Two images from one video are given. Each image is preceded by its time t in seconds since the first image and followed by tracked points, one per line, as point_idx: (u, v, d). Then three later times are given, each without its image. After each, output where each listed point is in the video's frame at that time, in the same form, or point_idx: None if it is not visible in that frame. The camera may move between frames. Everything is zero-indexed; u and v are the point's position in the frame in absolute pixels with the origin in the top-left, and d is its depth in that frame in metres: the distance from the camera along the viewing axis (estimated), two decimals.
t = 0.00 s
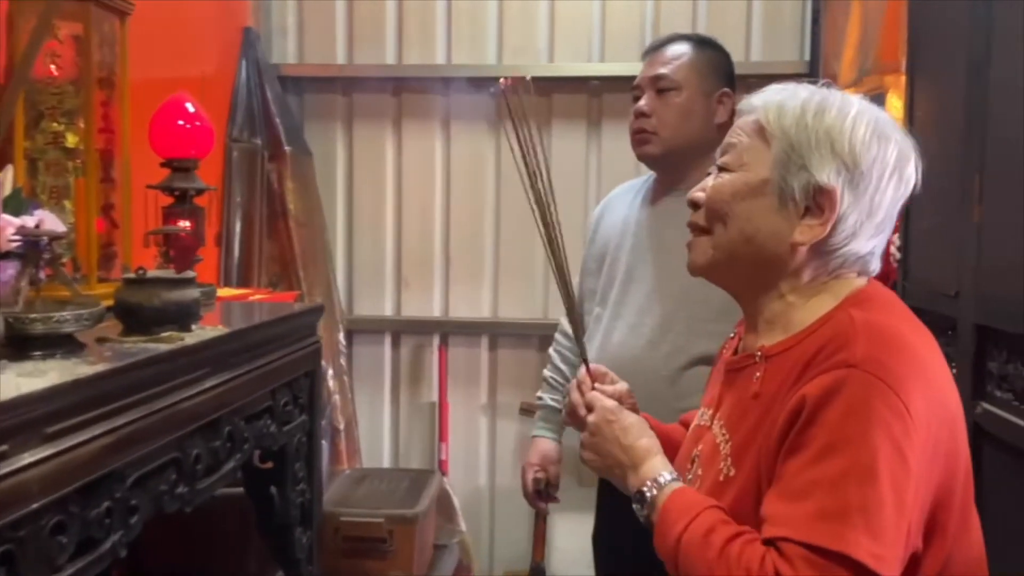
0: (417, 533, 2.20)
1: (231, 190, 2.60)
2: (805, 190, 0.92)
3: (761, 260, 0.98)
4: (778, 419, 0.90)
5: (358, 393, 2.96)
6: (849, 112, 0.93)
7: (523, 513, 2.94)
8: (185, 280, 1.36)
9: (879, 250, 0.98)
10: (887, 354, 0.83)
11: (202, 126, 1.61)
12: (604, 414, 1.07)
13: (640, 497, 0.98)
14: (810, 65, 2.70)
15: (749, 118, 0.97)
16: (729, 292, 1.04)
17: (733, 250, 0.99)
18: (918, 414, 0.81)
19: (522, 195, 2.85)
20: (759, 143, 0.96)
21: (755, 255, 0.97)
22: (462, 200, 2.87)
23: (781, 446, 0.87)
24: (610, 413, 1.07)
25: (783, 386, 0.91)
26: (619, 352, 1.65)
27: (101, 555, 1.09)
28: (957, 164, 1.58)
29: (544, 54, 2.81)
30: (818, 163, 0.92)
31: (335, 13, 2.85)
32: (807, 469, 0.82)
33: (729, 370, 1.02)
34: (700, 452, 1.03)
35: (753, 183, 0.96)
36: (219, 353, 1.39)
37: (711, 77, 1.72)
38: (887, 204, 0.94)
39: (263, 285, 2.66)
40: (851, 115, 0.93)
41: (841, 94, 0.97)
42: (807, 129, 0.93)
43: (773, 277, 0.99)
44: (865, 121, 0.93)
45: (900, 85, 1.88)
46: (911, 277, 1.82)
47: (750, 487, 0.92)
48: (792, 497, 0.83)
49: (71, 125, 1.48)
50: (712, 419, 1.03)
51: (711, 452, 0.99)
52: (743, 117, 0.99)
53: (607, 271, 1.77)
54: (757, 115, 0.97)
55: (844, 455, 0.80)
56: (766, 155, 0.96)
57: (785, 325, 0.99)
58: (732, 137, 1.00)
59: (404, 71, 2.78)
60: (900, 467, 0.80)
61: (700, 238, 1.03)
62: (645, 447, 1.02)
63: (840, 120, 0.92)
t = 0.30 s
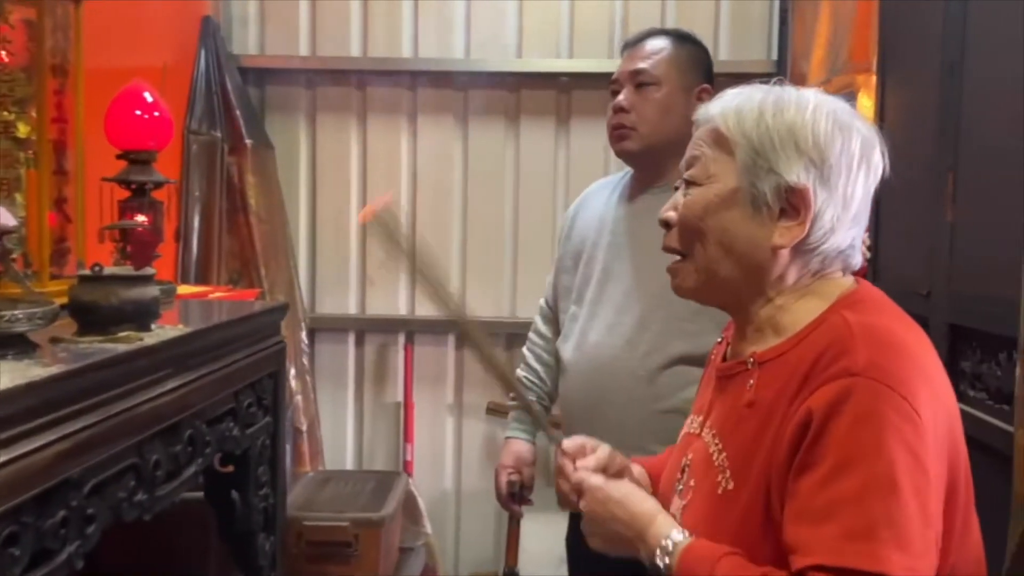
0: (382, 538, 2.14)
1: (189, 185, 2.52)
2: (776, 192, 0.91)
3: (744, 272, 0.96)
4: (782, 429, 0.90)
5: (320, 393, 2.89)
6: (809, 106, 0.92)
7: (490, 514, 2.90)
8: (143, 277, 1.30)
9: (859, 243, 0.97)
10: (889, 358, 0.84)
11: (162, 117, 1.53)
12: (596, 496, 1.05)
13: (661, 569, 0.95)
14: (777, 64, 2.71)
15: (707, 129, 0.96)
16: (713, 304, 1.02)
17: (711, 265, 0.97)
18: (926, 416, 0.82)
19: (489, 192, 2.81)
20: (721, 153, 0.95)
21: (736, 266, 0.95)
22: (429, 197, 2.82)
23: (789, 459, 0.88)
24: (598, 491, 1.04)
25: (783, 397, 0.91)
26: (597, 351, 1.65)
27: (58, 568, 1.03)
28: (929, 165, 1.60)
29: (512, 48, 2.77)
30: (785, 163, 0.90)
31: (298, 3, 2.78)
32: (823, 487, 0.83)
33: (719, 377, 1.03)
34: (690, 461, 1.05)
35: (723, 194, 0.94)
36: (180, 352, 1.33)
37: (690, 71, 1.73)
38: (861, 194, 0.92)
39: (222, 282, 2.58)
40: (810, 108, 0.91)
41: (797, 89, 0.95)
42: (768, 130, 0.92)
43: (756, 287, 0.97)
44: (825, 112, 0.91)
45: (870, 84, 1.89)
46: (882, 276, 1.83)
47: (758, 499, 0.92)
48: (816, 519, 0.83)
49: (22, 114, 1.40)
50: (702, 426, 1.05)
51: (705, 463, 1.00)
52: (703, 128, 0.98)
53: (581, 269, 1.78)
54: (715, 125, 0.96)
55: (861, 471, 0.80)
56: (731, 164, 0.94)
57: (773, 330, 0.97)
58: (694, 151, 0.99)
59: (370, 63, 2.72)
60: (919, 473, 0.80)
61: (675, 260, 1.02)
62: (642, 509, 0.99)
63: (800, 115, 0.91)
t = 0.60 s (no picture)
0: (347, 539, 2.10)
1: (148, 176, 2.46)
2: (758, 184, 0.90)
3: (726, 267, 0.95)
4: (772, 427, 0.89)
5: (283, 392, 2.83)
6: (789, 98, 0.91)
7: (457, 513, 2.87)
8: (98, 271, 1.25)
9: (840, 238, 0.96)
10: (880, 352, 0.84)
11: (119, 106, 1.47)
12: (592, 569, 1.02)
13: None
14: (746, 63, 2.72)
15: (685, 123, 0.96)
16: (694, 300, 1.01)
17: (694, 261, 0.96)
18: (919, 410, 0.83)
19: (457, 188, 2.78)
20: (700, 147, 0.94)
21: (719, 262, 0.94)
22: (396, 194, 2.78)
23: (785, 459, 0.87)
24: (593, 565, 1.02)
25: (772, 395, 0.90)
26: (569, 347, 1.65)
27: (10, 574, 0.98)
28: (902, 162, 1.66)
29: (481, 43, 2.74)
30: (766, 155, 0.90)
31: None
32: (827, 487, 0.82)
33: (700, 375, 1.02)
34: (671, 460, 1.04)
35: (704, 188, 0.93)
36: (139, 350, 1.28)
37: (664, 65, 1.74)
38: (842, 186, 0.92)
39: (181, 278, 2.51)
40: (790, 100, 0.91)
41: (774, 82, 0.95)
42: (747, 122, 0.91)
43: (738, 282, 0.96)
44: (805, 104, 0.91)
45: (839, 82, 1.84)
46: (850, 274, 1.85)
47: (749, 499, 0.91)
48: (824, 521, 0.81)
49: None
50: (683, 424, 1.04)
51: (688, 462, 0.99)
52: (683, 123, 0.97)
53: (553, 265, 1.77)
54: (693, 119, 0.95)
55: (864, 468, 0.80)
56: (711, 157, 0.93)
57: (757, 326, 0.96)
58: (673, 145, 0.98)
59: (335, 56, 2.67)
60: (919, 468, 0.80)
61: (656, 257, 1.00)
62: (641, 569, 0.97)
63: (780, 107, 0.90)
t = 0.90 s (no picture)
0: (312, 541, 2.05)
1: (107, 169, 2.39)
2: (742, 176, 0.89)
3: (706, 259, 0.94)
4: (745, 418, 0.88)
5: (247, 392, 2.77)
6: (774, 90, 0.90)
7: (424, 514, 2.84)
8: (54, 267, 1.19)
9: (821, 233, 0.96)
10: (858, 347, 0.84)
11: (77, 97, 1.41)
12: (540, 468, 1.02)
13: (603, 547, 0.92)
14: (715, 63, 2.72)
15: (672, 113, 0.94)
16: (674, 292, 1.00)
17: (675, 251, 0.95)
18: (891, 408, 0.82)
19: (427, 184, 2.74)
20: (685, 137, 0.93)
21: (701, 253, 0.94)
22: (364, 191, 2.73)
23: (752, 448, 0.86)
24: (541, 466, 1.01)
25: (749, 387, 0.89)
26: (541, 346, 1.63)
27: None
28: (872, 162, 1.68)
29: (451, 38, 2.71)
30: (751, 147, 0.89)
31: None
32: (786, 474, 0.81)
33: (678, 368, 1.01)
34: (648, 454, 1.01)
35: (688, 178, 0.92)
36: (95, 348, 1.23)
37: (637, 60, 1.73)
38: (825, 182, 0.92)
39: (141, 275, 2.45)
40: (776, 92, 0.90)
41: (761, 74, 0.94)
42: (734, 113, 0.90)
43: (720, 275, 0.95)
44: (791, 97, 0.90)
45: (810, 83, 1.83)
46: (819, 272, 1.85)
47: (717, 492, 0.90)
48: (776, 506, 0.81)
49: None
50: (660, 419, 1.03)
51: (662, 455, 0.98)
52: (667, 113, 0.96)
53: (525, 262, 1.75)
54: (679, 108, 0.94)
55: (826, 457, 0.80)
56: (695, 147, 0.92)
57: (737, 321, 0.95)
58: (657, 134, 0.97)
59: (302, 49, 2.62)
60: (883, 464, 0.80)
61: (637, 247, 0.99)
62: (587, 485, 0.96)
63: (766, 99, 0.90)
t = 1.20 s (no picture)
0: (280, 545, 2.01)
1: (68, 164, 2.33)
2: (714, 175, 0.88)
3: (678, 257, 0.93)
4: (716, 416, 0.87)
5: (213, 393, 2.72)
6: (747, 89, 0.89)
7: (395, 516, 2.80)
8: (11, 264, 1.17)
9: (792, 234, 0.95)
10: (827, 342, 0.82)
11: (35, 89, 1.39)
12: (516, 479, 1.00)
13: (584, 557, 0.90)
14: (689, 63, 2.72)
15: (644, 110, 0.93)
16: (646, 291, 0.98)
17: (647, 250, 0.93)
18: (862, 404, 0.81)
19: (398, 182, 2.71)
20: (657, 134, 0.92)
21: (673, 252, 0.92)
22: (334, 188, 2.69)
23: (722, 446, 0.85)
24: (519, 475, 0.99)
25: (719, 384, 0.88)
26: (513, 346, 1.61)
27: None
28: (844, 162, 1.68)
29: (423, 34, 2.68)
30: (723, 146, 0.87)
31: None
32: (759, 472, 0.80)
33: (648, 366, 0.99)
34: (618, 453, 1.00)
35: (660, 176, 0.91)
36: (54, 347, 1.18)
37: (611, 56, 1.71)
38: (796, 181, 0.90)
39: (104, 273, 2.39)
40: (748, 91, 0.88)
41: (733, 72, 0.93)
42: (706, 111, 0.89)
43: (692, 274, 0.94)
44: (763, 96, 0.89)
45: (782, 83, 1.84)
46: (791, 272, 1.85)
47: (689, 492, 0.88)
48: (750, 505, 0.79)
49: None
50: (631, 417, 1.01)
51: (633, 453, 0.96)
52: (639, 110, 0.94)
53: (497, 261, 1.73)
54: (651, 106, 0.93)
55: (798, 454, 0.78)
56: (668, 145, 0.91)
57: (708, 319, 0.94)
58: (630, 131, 0.95)
59: (270, 44, 2.57)
60: (855, 461, 0.79)
61: (609, 245, 0.98)
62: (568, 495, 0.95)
63: (738, 97, 0.88)
